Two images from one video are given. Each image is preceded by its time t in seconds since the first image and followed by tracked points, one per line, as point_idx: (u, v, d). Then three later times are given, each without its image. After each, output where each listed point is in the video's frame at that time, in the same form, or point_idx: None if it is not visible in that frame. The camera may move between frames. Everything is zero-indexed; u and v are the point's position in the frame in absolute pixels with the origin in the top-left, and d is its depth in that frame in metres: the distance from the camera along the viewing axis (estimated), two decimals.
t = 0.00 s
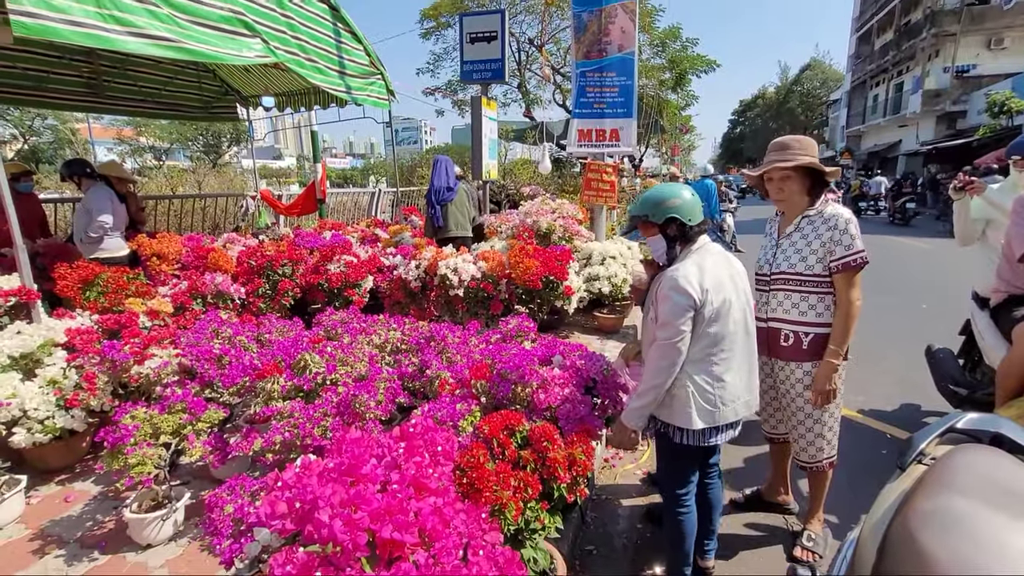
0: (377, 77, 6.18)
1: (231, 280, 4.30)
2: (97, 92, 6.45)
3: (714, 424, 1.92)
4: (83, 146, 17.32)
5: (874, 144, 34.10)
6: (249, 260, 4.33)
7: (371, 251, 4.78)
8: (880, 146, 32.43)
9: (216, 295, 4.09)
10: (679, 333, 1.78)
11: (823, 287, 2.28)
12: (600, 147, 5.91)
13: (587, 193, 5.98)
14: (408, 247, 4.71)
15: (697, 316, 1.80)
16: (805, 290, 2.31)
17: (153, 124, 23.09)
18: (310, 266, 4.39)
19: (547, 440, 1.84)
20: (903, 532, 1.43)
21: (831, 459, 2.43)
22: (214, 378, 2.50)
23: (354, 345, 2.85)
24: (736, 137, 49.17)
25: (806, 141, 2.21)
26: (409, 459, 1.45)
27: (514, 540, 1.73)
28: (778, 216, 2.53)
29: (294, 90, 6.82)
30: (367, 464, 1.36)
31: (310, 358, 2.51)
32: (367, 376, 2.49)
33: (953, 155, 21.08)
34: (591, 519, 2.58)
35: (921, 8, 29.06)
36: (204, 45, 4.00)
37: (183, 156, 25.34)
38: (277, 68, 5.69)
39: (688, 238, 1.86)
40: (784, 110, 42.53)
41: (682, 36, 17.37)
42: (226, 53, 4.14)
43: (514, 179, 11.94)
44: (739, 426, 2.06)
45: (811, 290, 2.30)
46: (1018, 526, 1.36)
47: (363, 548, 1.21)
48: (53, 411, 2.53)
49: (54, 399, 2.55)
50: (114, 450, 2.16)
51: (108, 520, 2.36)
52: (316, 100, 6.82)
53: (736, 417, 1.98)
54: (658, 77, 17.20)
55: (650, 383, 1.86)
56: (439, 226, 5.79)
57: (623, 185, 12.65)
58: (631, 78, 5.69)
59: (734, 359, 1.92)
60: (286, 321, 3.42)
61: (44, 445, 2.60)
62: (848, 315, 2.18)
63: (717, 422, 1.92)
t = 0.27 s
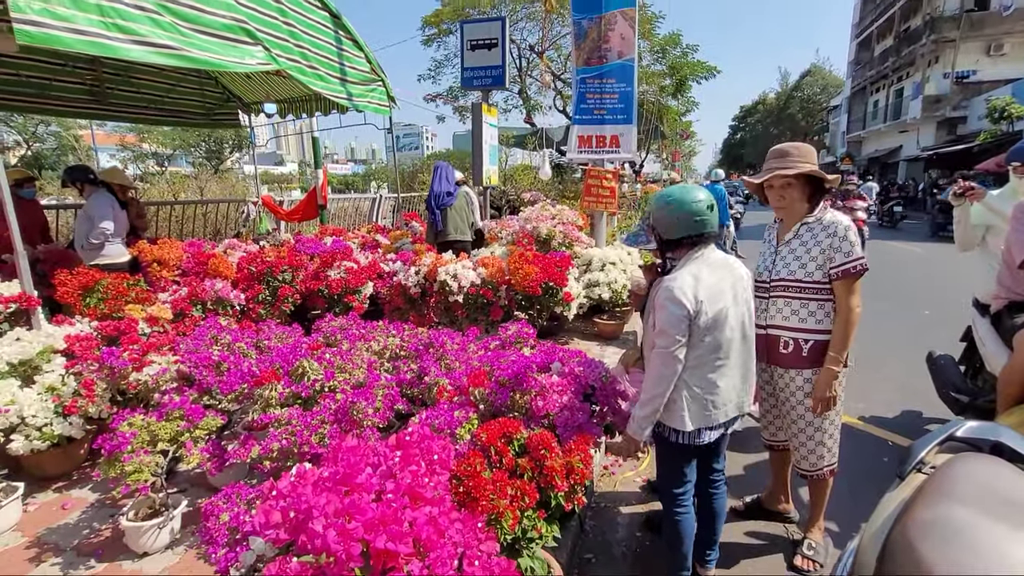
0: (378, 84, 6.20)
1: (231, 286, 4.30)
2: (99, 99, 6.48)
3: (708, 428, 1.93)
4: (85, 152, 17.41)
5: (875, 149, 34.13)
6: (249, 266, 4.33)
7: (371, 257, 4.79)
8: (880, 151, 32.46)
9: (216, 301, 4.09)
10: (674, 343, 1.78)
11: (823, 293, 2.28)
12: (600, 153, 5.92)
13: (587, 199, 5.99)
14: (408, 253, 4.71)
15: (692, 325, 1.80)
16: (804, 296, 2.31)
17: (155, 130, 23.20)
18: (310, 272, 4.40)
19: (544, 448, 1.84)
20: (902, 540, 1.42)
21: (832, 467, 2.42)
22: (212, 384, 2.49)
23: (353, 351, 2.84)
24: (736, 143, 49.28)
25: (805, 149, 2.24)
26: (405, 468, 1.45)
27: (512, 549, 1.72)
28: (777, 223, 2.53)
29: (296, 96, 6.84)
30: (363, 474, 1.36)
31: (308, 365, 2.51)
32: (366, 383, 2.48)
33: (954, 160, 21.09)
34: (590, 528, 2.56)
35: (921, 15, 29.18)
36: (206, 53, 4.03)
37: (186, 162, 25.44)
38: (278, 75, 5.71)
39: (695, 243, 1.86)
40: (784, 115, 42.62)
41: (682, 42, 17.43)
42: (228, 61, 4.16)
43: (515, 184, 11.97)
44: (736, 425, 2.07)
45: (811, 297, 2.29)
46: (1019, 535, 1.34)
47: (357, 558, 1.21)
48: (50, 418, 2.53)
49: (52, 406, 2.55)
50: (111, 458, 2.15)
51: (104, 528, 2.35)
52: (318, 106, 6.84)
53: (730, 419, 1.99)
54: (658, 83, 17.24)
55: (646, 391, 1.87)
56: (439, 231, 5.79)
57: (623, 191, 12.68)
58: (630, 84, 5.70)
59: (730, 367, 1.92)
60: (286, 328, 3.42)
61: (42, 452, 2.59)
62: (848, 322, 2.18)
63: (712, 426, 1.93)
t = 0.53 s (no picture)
0: (373, 99, 6.19)
1: (223, 301, 4.27)
2: (94, 114, 6.48)
3: (686, 445, 1.92)
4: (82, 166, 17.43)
5: (869, 162, 34.41)
6: (242, 280, 4.31)
7: (365, 271, 4.77)
8: (874, 163, 32.71)
9: (206, 316, 4.06)
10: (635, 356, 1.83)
11: (815, 307, 2.26)
12: (594, 166, 5.93)
13: (581, 212, 5.99)
14: (401, 267, 4.69)
15: (658, 341, 1.82)
16: (796, 310, 2.29)
17: (153, 145, 23.26)
18: (302, 286, 4.38)
19: (533, 467, 1.81)
20: (896, 561, 1.39)
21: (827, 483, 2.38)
22: (198, 402, 2.46)
23: (343, 367, 2.81)
24: (731, 155, 49.65)
25: (795, 162, 2.22)
26: (386, 490, 1.43)
27: (499, 572, 1.68)
28: (768, 236, 2.52)
29: (292, 111, 6.86)
30: (343, 496, 1.34)
31: (296, 382, 2.47)
32: (355, 400, 2.45)
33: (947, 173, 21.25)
34: (583, 548, 2.51)
35: (911, 30, 29.59)
36: (200, 69, 4.03)
37: (183, 176, 25.49)
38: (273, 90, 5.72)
39: (690, 260, 1.86)
40: (778, 129, 43.00)
41: (677, 57, 17.59)
42: (222, 76, 4.17)
43: (510, 198, 12.00)
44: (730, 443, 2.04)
45: (802, 311, 2.28)
46: (1015, 559, 1.31)
47: None
48: (33, 437, 2.49)
49: (35, 425, 2.50)
50: (92, 478, 2.11)
51: (85, 550, 2.30)
52: (313, 121, 6.86)
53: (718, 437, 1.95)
54: (653, 97, 17.38)
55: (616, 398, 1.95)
56: (428, 244, 5.75)
57: (619, 204, 12.72)
58: (624, 98, 5.73)
59: (712, 386, 1.89)
60: (277, 343, 3.39)
61: (23, 472, 2.54)
62: (841, 336, 2.16)
63: (692, 443, 1.92)
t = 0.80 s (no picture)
0: (351, 116, 6.09)
1: (193, 321, 4.15)
2: (63, 131, 6.33)
3: (654, 466, 1.88)
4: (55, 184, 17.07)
5: (842, 177, 35.27)
6: (213, 300, 4.20)
7: (341, 289, 4.68)
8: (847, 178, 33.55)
9: (175, 338, 3.93)
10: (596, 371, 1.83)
11: (790, 322, 2.25)
12: (573, 182, 5.94)
13: (561, 227, 5.98)
14: (378, 285, 4.62)
15: (618, 358, 1.80)
16: (772, 325, 2.27)
17: (129, 162, 22.90)
18: (277, 305, 4.28)
19: (505, 493, 1.75)
20: None
21: (808, 500, 2.35)
22: (158, 430, 2.35)
23: (314, 389, 2.72)
24: (710, 171, 50.54)
25: (766, 179, 2.22)
26: (346, 526, 1.41)
27: None
28: (743, 251, 2.52)
29: (269, 128, 6.79)
30: (297, 532, 1.35)
31: (262, 407, 2.38)
32: (325, 424, 2.36)
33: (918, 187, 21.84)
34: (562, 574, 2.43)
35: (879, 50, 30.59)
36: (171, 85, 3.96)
37: (160, 194, 25.11)
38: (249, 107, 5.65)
39: (657, 277, 1.84)
40: (755, 145, 43.93)
41: (654, 75, 17.90)
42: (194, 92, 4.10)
43: (492, 214, 12.00)
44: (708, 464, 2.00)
45: (778, 326, 2.26)
46: None
47: None
48: None
49: None
50: (41, 514, 2.00)
51: None
52: (291, 138, 6.79)
53: (689, 459, 1.90)
54: (632, 115, 17.63)
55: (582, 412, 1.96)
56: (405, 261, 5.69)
57: (600, 219, 12.80)
58: (602, 115, 5.77)
59: (678, 405, 1.85)
60: (247, 365, 3.28)
61: None
62: (817, 351, 2.14)
63: (661, 464, 1.87)
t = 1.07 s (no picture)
0: (335, 118, 6.03)
1: (171, 328, 4.07)
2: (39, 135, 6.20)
3: (635, 473, 1.84)
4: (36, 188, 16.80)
5: (828, 176, 35.60)
6: (193, 306, 4.12)
7: (325, 294, 4.61)
8: (833, 177, 33.86)
9: (152, 346, 3.85)
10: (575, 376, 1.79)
11: (774, 323, 2.23)
12: (560, 184, 5.91)
13: (548, 229, 5.94)
14: (363, 289, 4.55)
15: (598, 362, 1.77)
16: (756, 326, 2.25)
17: (113, 166, 22.61)
18: (258, 310, 4.20)
19: (485, 503, 1.72)
20: None
21: (795, 503, 2.32)
22: (130, 442, 2.28)
23: (293, 397, 2.66)
24: (698, 171, 50.83)
25: (750, 180, 2.19)
26: (313, 542, 1.43)
27: None
28: (726, 252, 2.49)
29: (252, 131, 6.70)
30: (262, 552, 1.35)
31: (238, 416, 2.33)
32: (303, 433, 2.30)
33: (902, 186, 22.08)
34: None
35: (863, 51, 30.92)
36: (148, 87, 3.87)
37: (145, 198, 24.81)
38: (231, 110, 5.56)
39: (635, 277, 1.81)
40: (742, 145, 44.25)
41: (642, 76, 17.95)
42: (172, 95, 4.02)
43: (480, 216, 11.95)
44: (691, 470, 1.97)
45: (761, 327, 2.24)
46: None
47: None
48: None
49: None
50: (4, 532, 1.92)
51: None
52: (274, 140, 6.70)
53: (671, 465, 1.87)
54: (620, 116, 17.67)
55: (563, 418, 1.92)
56: (390, 263, 5.63)
57: (589, 220, 12.79)
58: (588, 116, 5.74)
59: (658, 409, 1.81)
60: (227, 372, 3.21)
61: None
62: (802, 352, 2.12)
63: (642, 472, 1.84)
